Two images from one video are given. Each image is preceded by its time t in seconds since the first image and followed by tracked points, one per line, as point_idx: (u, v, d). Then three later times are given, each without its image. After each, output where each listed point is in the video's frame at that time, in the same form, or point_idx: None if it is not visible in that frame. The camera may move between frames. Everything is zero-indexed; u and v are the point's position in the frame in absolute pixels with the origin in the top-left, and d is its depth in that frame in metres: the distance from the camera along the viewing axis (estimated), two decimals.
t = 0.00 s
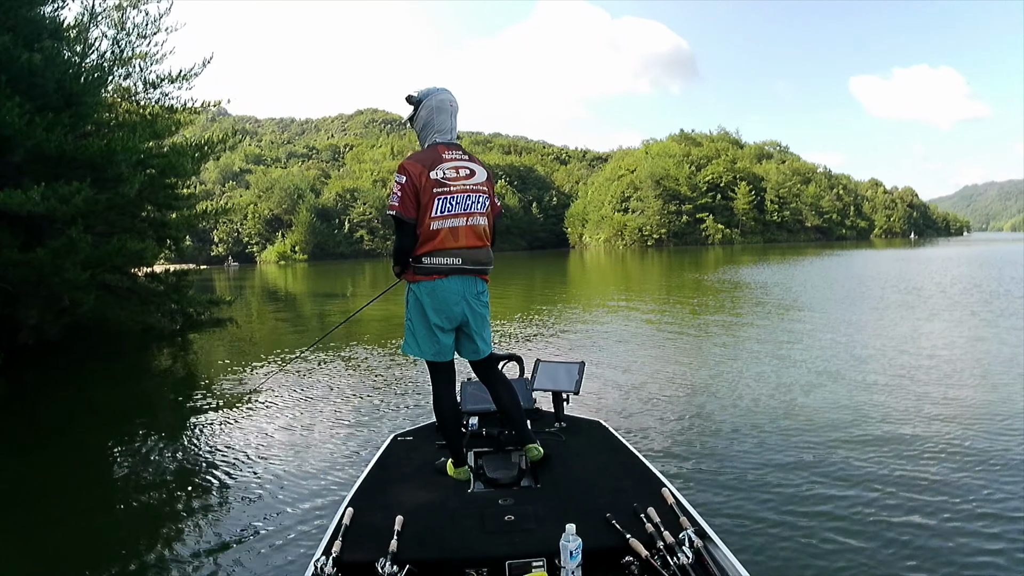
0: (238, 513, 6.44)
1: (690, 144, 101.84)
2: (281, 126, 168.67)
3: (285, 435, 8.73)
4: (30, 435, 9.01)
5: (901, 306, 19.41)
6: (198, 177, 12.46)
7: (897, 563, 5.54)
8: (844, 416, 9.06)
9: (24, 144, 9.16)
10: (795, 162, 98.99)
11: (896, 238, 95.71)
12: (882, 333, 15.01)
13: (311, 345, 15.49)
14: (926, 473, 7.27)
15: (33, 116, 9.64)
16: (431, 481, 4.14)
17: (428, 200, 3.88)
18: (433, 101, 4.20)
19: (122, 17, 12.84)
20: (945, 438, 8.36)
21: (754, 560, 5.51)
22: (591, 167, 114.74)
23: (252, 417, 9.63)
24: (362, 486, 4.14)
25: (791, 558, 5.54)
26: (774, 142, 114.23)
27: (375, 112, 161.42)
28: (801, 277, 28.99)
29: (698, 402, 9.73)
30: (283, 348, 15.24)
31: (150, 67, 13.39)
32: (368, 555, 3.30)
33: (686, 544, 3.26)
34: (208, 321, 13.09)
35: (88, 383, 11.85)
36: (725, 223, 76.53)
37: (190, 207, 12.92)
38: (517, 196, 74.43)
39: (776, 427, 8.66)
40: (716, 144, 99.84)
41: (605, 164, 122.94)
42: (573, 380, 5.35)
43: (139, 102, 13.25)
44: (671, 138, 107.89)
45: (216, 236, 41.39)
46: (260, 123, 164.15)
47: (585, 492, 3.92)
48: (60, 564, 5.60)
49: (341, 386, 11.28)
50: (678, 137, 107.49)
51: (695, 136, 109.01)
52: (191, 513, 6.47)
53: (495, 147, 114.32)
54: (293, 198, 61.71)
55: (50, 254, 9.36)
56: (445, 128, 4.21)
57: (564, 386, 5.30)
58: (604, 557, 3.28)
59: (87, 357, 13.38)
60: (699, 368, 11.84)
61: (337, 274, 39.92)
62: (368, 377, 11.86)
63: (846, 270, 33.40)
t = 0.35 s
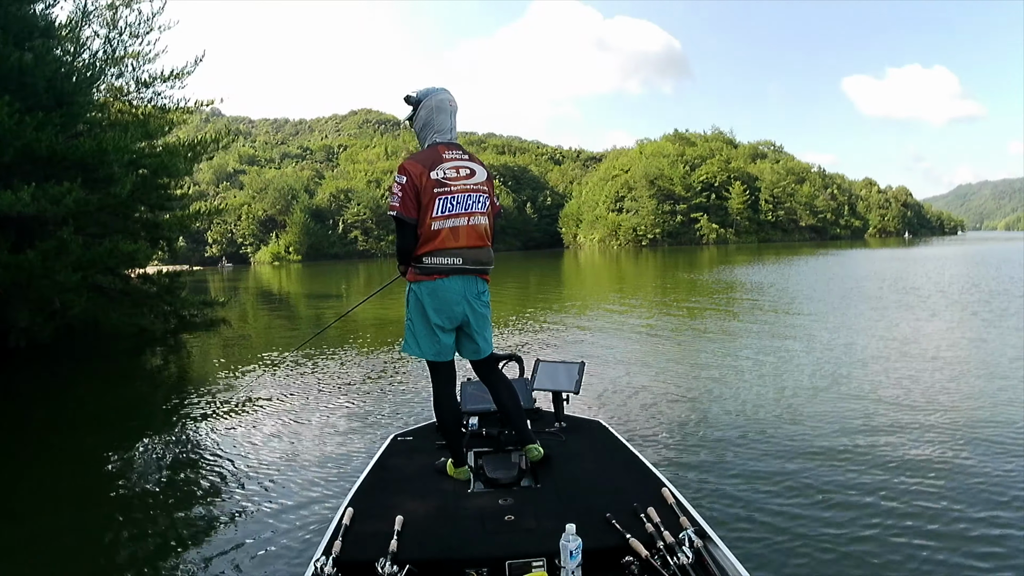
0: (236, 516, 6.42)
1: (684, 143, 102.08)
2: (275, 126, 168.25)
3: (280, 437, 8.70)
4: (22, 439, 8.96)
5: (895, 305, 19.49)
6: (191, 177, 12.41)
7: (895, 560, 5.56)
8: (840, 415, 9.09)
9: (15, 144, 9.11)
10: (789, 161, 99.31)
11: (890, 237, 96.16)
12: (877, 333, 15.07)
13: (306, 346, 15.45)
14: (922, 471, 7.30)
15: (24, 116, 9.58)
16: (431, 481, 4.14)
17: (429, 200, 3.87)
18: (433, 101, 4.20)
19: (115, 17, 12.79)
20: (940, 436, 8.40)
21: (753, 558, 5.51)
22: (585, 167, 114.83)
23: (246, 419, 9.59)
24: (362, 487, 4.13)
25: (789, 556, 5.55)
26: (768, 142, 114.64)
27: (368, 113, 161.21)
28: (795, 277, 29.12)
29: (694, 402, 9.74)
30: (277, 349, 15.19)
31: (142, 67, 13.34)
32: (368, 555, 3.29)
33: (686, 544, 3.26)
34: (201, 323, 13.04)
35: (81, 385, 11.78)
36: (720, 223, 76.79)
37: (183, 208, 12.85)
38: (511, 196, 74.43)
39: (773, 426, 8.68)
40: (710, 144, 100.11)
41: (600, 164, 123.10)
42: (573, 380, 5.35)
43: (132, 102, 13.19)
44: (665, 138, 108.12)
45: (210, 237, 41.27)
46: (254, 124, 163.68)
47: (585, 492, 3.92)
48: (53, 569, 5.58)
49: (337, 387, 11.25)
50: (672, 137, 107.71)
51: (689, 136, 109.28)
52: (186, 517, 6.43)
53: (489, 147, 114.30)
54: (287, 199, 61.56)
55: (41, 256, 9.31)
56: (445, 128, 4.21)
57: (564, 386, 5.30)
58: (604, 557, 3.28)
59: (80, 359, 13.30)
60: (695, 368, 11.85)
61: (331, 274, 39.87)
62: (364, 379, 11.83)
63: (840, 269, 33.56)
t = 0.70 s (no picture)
0: (231, 517, 6.39)
1: (678, 144, 102.30)
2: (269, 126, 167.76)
3: (274, 438, 8.67)
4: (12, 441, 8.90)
5: (890, 305, 19.57)
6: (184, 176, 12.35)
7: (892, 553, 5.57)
8: (836, 415, 9.12)
9: (6, 142, 9.06)
10: (784, 162, 99.60)
11: (884, 238, 96.55)
12: (871, 334, 15.13)
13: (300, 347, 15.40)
14: (918, 468, 7.33)
15: (16, 114, 9.54)
16: (431, 481, 4.14)
17: (431, 200, 3.87)
18: (434, 101, 4.20)
19: (108, 14, 12.74)
20: (936, 435, 8.43)
21: (752, 554, 5.52)
22: (580, 167, 114.92)
23: (240, 420, 9.55)
24: (361, 487, 4.11)
25: (787, 552, 5.56)
26: (762, 143, 115.05)
27: (363, 113, 160.94)
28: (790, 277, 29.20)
29: (690, 403, 9.75)
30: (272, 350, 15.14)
31: (135, 65, 13.28)
32: (368, 555, 3.28)
33: (686, 544, 3.26)
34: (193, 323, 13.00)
35: (72, 387, 11.70)
36: (714, 223, 76.99)
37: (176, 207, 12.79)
38: (506, 197, 74.41)
39: (770, 425, 8.70)
40: (704, 144, 100.33)
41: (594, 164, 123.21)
42: (574, 380, 5.36)
43: (125, 100, 13.14)
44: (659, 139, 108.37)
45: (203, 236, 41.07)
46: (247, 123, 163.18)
47: (585, 492, 3.92)
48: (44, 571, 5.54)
49: (331, 388, 11.22)
50: (666, 138, 107.94)
51: (683, 137, 109.50)
52: (178, 519, 6.39)
53: (484, 147, 114.26)
54: (281, 199, 61.36)
55: (32, 256, 9.26)
56: (446, 127, 4.21)
57: (564, 386, 5.31)
58: (604, 557, 3.29)
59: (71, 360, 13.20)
60: (690, 369, 11.87)
61: (326, 275, 39.76)
62: (359, 379, 11.80)
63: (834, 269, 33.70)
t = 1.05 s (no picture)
0: (228, 521, 6.37)
1: (672, 144, 102.47)
2: (262, 127, 167.26)
3: (269, 440, 8.66)
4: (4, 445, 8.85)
5: (883, 305, 19.66)
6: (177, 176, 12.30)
7: (887, 553, 5.60)
8: (831, 414, 9.17)
9: None
10: (777, 161, 99.91)
11: (877, 237, 96.99)
12: (865, 333, 15.20)
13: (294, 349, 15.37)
14: (914, 467, 7.37)
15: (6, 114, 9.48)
16: (431, 481, 4.14)
17: (431, 200, 3.88)
18: (432, 101, 4.20)
19: (99, 13, 12.68)
20: (931, 433, 8.48)
21: (749, 554, 5.54)
22: (574, 167, 114.99)
23: (234, 422, 9.52)
24: (361, 488, 4.11)
25: (784, 551, 5.58)
26: (756, 142, 115.61)
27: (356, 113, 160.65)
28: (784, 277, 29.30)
29: (686, 403, 9.78)
30: (265, 352, 15.10)
31: (127, 64, 13.22)
32: (368, 555, 3.28)
33: (686, 544, 3.26)
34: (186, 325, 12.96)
35: (64, 390, 11.64)
36: (707, 223, 77.22)
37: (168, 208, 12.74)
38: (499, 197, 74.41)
39: (766, 424, 8.73)
40: (698, 144, 100.59)
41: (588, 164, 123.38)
42: (573, 380, 5.37)
43: (116, 100, 13.08)
44: (653, 139, 108.53)
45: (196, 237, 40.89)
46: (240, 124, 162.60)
47: (586, 492, 3.92)
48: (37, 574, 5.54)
49: (327, 390, 11.20)
50: (659, 137, 108.17)
51: (676, 137, 109.79)
52: (174, 523, 6.37)
53: (478, 147, 114.25)
54: (275, 199, 61.19)
55: (22, 257, 9.19)
56: (444, 128, 4.21)
57: (564, 386, 5.31)
58: (604, 557, 3.29)
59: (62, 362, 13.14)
60: (685, 369, 11.91)
61: (319, 275, 39.66)
62: (354, 381, 11.79)
63: (828, 269, 33.81)
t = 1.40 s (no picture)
0: (222, 523, 6.34)
1: (666, 145, 102.68)
2: (256, 126, 166.75)
3: (263, 441, 8.65)
4: None
5: (878, 307, 19.75)
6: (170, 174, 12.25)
7: (882, 553, 5.64)
8: (826, 415, 9.21)
9: None
10: (771, 162, 100.22)
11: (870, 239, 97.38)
12: (859, 335, 15.27)
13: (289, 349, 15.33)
14: (908, 468, 7.41)
15: None
16: (431, 481, 4.14)
17: (432, 199, 3.89)
18: (434, 101, 4.21)
19: (93, 9, 12.61)
20: (925, 434, 8.53)
21: (746, 554, 5.57)
22: (568, 168, 115.01)
23: (227, 424, 9.51)
24: (361, 488, 4.11)
25: (780, 551, 5.61)
26: (750, 144, 116.01)
27: (351, 113, 160.35)
28: (778, 278, 29.41)
29: (682, 403, 9.80)
30: (260, 351, 15.06)
31: (120, 61, 13.16)
32: (368, 555, 3.28)
33: (686, 544, 3.27)
34: (179, 324, 12.91)
35: (54, 390, 11.59)
36: (701, 224, 77.44)
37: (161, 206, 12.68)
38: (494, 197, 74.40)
39: (761, 425, 8.77)
40: (692, 145, 100.88)
41: (583, 165, 123.50)
42: (573, 380, 5.38)
43: (110, 97, 13.03)
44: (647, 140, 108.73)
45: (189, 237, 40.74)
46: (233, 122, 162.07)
47: (586, 492, 3.93)
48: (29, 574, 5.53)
49: (321, 391, 11.19)
50: (654, 138, 108.35)
51: (671, 138, 110.06)
52: (168, 525, 6.32)
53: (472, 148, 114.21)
54: (268, 198, 60.99)
55: (12, 255, 9.11)
56: (445, 128, 4.22)
57: (564, 386, 5.33)
58: (604, 557, 3.30)
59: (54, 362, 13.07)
60: (680, 370, 11.94)
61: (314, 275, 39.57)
62: (348, 382, 11.78)
63: (822, 270, 33.94)
